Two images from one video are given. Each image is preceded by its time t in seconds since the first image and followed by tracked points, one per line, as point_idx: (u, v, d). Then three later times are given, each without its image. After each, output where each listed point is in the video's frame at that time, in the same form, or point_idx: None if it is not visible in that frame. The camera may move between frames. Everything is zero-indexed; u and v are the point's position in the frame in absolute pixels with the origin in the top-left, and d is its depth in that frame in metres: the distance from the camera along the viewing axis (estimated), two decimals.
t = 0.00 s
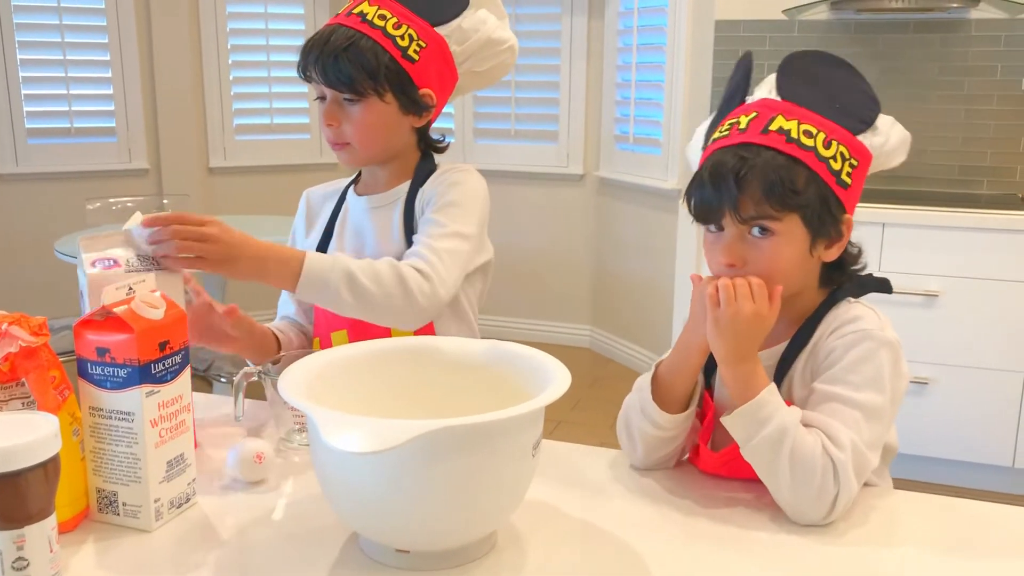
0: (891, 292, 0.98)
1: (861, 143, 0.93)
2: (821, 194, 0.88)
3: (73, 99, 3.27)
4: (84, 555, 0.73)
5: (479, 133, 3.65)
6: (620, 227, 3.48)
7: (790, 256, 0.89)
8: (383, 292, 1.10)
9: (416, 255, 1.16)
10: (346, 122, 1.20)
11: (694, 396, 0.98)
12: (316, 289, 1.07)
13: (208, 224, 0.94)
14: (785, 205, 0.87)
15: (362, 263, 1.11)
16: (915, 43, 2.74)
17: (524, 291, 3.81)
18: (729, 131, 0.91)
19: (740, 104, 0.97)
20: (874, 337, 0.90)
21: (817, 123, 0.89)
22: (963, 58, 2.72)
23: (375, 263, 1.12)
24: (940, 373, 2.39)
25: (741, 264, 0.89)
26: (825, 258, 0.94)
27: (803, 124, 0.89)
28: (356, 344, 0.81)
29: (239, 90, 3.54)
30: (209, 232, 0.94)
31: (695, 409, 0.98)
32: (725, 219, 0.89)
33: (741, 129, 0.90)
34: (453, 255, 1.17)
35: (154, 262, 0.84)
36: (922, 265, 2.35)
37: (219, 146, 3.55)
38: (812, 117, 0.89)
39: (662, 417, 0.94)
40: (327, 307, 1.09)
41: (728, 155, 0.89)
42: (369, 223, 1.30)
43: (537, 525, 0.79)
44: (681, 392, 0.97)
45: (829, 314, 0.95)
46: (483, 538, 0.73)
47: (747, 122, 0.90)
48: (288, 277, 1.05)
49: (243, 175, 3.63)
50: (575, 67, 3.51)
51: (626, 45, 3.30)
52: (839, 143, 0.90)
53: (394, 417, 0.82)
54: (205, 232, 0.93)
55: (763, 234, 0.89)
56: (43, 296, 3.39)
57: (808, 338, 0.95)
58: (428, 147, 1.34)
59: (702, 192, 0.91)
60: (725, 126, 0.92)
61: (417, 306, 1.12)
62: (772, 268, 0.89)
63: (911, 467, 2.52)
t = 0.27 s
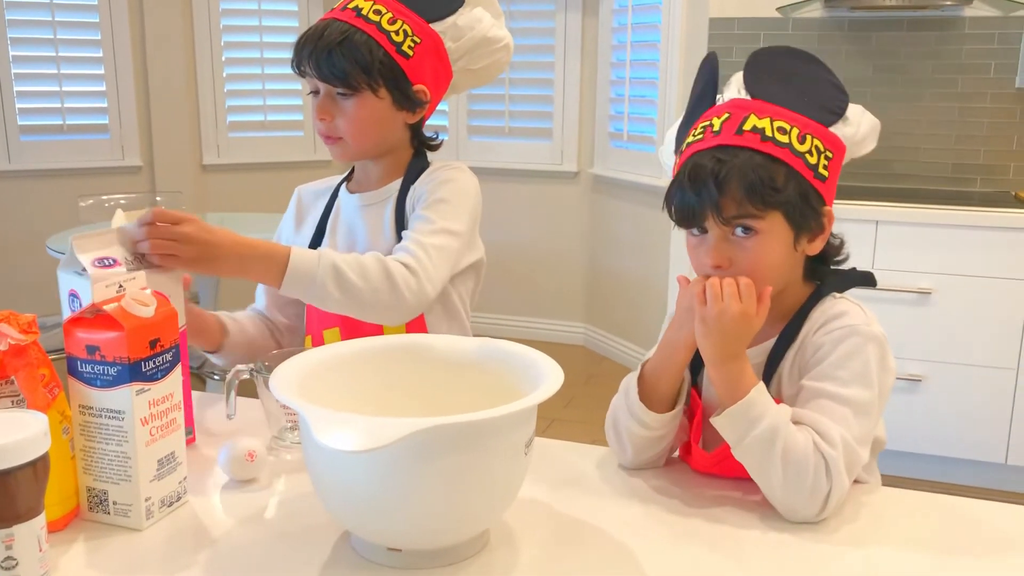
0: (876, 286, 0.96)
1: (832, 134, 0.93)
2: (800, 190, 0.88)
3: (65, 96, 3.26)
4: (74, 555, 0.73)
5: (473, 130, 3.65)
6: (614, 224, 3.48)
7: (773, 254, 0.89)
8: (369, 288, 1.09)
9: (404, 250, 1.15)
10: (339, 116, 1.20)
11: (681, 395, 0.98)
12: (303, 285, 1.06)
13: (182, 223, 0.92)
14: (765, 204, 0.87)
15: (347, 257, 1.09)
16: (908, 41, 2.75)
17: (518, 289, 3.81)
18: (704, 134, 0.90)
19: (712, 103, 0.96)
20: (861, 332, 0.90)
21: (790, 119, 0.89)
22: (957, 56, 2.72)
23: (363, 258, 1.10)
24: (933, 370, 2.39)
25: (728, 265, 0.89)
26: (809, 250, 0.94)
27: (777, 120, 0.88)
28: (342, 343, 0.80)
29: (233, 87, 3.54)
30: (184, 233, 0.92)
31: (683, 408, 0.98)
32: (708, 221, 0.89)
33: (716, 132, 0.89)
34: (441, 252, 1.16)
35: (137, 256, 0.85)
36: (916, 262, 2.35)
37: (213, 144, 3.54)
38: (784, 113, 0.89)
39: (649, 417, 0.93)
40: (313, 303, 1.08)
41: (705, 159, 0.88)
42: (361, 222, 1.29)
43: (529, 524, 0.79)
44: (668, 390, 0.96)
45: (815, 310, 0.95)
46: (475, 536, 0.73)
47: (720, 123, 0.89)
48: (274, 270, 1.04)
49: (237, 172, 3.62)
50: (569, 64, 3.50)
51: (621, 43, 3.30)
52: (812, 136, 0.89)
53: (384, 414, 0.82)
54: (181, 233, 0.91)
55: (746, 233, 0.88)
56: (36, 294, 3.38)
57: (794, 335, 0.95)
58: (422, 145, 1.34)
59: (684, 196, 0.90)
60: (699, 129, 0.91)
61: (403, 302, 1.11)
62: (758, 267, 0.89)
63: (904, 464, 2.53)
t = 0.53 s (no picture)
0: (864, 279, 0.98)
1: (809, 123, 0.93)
2: (786, 177, 0.88)
3: (55, 89, 3.24)
4: (58, 550, 0.72)
5: (466, 125, 3.64)
6: (607, 220, 3.47)
7: (764, 243, 0.88)
8: (354, 278, 1.08)
9: (389, 240, 1.14)
10: (327, 104, 1.19)
11: (674, 388, 0.98)
12: (285, 277, 1.05)
13: (162, 218, 0.90)
14: (755, 191, 0.86)
15: (330, 248, 1.08)
16: (902, 36, 2.75)
17: (511, 284, 3.80)
18: (684, 129, 0.89)
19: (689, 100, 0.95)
20: (851, 324, 0.89)
21: (770, 109, 0.88)
22: (950, 51, 2.72)
23: (347, 247, 1.09)
24: (925, 365, 2.39)
25: (722, 256, 0.88)
26: (797, 236, 0.94)
27: (756, 111, 0.88)
28: (328, 337, 0.79)
29: (224, 81, 3.52)
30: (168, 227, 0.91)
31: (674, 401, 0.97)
32: (701, 213, 0.88)
33: (698, 126, 0.88)
34: (427, 240, 1.15)
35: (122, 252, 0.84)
36: (908, 258, 2.35)
37: (205, 138, 3.52)
38: (762, 104, 0.88)
39: (642, 410, 0.93)
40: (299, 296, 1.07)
41: (690, 152, 0.87)
42: (347, 212, 1.28)
43: (519, 517, 0.79)
44: (662, 381, 0.96)
45: (804, 302, 0.94)
46: (464, 531, 0.72)
47: (701, 118, 0.88)
48: (258, 262, 1.03)
49: (229, 166, 3.60)
50: (563, 59, 3.49)
51: (614, 37, 3.29)
52: (792, 124, 0.89)
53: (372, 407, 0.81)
54: (164, 226, 0.90)
55: (737, 223, 0.88)
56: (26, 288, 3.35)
57: (784, 327, 0.94)
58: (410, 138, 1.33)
59: (671, 190, 0.88)
60: (679, 124, 0.90)
61: (388, 291, 1.11)
62: (751, 257, 0.88)
63: (896, 459, 2.53)
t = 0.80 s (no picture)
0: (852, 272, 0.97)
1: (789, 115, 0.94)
2: (769, 165, 0.88)
3: (49, 85, 3.23)
4: (51, 548, 0.72)
5: (461, 120, 3.64)
6: (602, 213, 3.47)
7: (751, 233, 0.88)
8: (348, 268, 1.07)
9: (382, 230, 1.13)
10: (318, 101, 1.18)
11: (667, 382, 0.98)
12: (277, 271, 1.04)
13: (150, 214, 0.90)
14: (739, 181, 0.86)
15: (322, 237, 1.07)
16: (896, 28, 2.75)
17: (507, 278, 3.80)
18: (665, 125, 0.89)
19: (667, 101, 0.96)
20: (842, 315, 0.89)
21: (748, 101, 0.89)
22: (945, 43, 2.72)
23: (340, 238, 1.08)
24: (921, 358, 2.40)
25: (711, 249, 0.88)
26: (782, 227, 0.94)
27: (734, 104, 0.88)
28: (317, 333, 0.79)
29: (218, 77, 3.51)
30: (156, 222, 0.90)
31: (668, 395, 0.97)
32: (685, 206, 0.87)
33: (678, 121, 0.88)
34: (419, 231, 1.15)
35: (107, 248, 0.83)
36: (903, 251, 2.35)
37: (199, 133, 3.52)
38: (741, 97, 0.89)
39: (636, 405, 0.93)
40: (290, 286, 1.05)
41: (672, 147, 0.87)
42: (339, 207, 1.28)
43: (513, 512, 0.79)
44: (657, 375, 0.96)
45: (792, 296, 0.94)
46: (458, 527, 0.72)
47: (681, 113, 0.88)
48: (247, 257, 1.01)
49: (224, 161, 3.60)
50: (558, 52, 3.49)
51: (609, 31, 3.28)
52: (771, 115, 0.89)
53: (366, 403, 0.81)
54: (151, 221, 0.89)
55: (723, 214, 0.87)
56: (21, 285, 3.35)
57: (774, 319, 0.94)
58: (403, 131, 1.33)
59: (656, 185, 0.88)
60: (660, 122, 0.90)
61: (382, 281, 1.10)
62: (739, 248, 0.88)
63: (893, 452, 2.53)
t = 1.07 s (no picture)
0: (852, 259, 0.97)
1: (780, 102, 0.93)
2: (767, 153, 0.88)
3: (52, 78, 3.23)
4: (55, 541, 0.72)
5: (464, 110, 3.63)
6: (605, 203, 3.47)
7: (753, 221, 0.88)
8: (342, 258, 1.07)
9: (377, 221, 1.13)
10: (315, 92, 1.18)
11: (669, 373, 0.97)
12: (269, 264, 1.02)
13: (142, 206, 0.90)
14: (739, 169, 0.86)
15: (315, 229, 1.07)
16: (900, 15, 2.74)
17: (511, 270, 3.80)
18: (660, 116, 0.88)
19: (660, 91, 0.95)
20: (842, 302, 0.89)
21: (743, 90, 0.88)
22: (949, 30, 2.70)
23: (333, 228, 1.07)
24: (926, 346, 2.39)
25: (713, 238, 0.87)
26: (781, 214, 0.94)
27: (729, 92, 0.87)
28: (316, 326, 0.79)
29: (221, 69, 3.51)
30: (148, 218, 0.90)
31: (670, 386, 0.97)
32: (686, 196, 0.87)
33: (673, 112, 0.87)
34: (414, 221, 1.14)
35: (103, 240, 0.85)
36: (908, 239, 2.34)
37: (202, 126, 3.51)
38: (735, 85, 0.88)
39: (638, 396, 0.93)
40: (280, 280, 1.04)
41: (669, 139, 0.87)
42: (337, 200, 1.29)
43: (515, 503, 0.79)
44: (659, 366, 0.96)
45: (793, 286, 0.94)
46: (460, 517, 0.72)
47: (676, 103, 0.87)
48: (241, 252, 1.00)
49: (227, 154, 3.60)
50: (560, 42, 3.48)
51: (612, 20, 3.27)
52: (765, 103, 0.89)
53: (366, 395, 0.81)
54: (142, 215, 0.89)
55: (724, 203, 0.87)
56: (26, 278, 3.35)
57: (775, 307, 0.94)
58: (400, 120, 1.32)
59: (655, 176, 0.88)
60: (655, 113, 0.89)
61: (378, 271, 1.09)
62: (741, 236, 0.88)
63: (898, 441, 2.52)
